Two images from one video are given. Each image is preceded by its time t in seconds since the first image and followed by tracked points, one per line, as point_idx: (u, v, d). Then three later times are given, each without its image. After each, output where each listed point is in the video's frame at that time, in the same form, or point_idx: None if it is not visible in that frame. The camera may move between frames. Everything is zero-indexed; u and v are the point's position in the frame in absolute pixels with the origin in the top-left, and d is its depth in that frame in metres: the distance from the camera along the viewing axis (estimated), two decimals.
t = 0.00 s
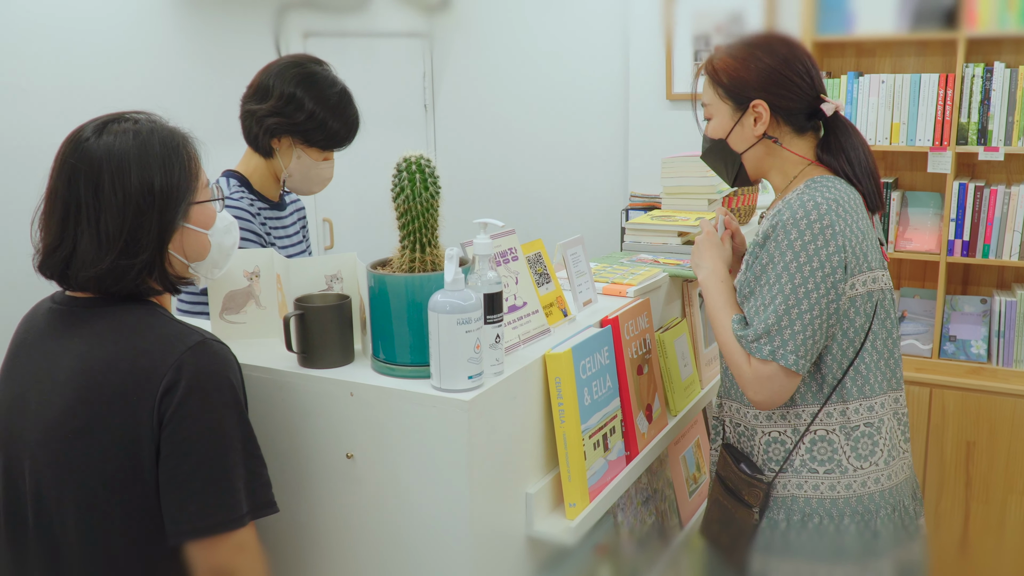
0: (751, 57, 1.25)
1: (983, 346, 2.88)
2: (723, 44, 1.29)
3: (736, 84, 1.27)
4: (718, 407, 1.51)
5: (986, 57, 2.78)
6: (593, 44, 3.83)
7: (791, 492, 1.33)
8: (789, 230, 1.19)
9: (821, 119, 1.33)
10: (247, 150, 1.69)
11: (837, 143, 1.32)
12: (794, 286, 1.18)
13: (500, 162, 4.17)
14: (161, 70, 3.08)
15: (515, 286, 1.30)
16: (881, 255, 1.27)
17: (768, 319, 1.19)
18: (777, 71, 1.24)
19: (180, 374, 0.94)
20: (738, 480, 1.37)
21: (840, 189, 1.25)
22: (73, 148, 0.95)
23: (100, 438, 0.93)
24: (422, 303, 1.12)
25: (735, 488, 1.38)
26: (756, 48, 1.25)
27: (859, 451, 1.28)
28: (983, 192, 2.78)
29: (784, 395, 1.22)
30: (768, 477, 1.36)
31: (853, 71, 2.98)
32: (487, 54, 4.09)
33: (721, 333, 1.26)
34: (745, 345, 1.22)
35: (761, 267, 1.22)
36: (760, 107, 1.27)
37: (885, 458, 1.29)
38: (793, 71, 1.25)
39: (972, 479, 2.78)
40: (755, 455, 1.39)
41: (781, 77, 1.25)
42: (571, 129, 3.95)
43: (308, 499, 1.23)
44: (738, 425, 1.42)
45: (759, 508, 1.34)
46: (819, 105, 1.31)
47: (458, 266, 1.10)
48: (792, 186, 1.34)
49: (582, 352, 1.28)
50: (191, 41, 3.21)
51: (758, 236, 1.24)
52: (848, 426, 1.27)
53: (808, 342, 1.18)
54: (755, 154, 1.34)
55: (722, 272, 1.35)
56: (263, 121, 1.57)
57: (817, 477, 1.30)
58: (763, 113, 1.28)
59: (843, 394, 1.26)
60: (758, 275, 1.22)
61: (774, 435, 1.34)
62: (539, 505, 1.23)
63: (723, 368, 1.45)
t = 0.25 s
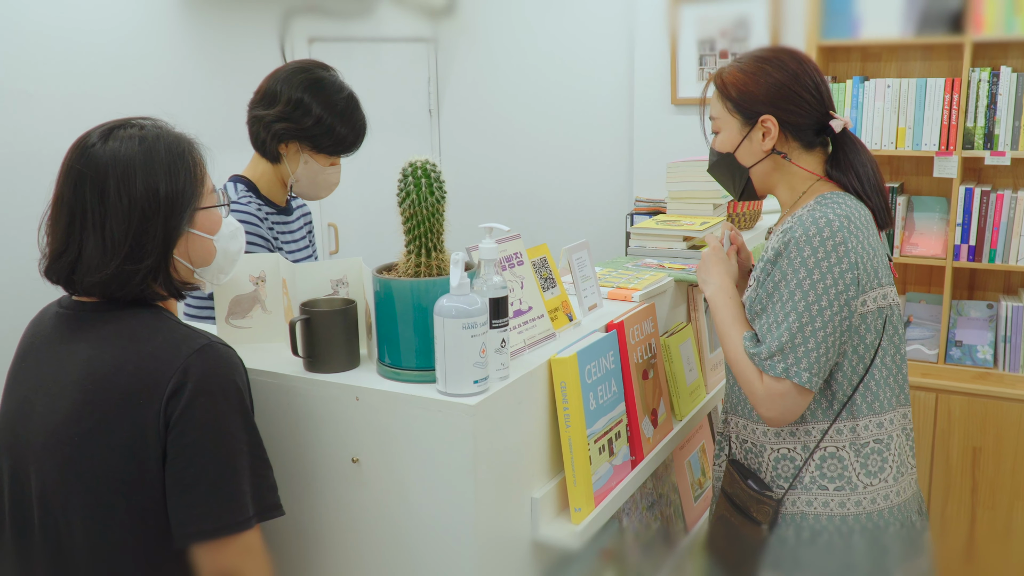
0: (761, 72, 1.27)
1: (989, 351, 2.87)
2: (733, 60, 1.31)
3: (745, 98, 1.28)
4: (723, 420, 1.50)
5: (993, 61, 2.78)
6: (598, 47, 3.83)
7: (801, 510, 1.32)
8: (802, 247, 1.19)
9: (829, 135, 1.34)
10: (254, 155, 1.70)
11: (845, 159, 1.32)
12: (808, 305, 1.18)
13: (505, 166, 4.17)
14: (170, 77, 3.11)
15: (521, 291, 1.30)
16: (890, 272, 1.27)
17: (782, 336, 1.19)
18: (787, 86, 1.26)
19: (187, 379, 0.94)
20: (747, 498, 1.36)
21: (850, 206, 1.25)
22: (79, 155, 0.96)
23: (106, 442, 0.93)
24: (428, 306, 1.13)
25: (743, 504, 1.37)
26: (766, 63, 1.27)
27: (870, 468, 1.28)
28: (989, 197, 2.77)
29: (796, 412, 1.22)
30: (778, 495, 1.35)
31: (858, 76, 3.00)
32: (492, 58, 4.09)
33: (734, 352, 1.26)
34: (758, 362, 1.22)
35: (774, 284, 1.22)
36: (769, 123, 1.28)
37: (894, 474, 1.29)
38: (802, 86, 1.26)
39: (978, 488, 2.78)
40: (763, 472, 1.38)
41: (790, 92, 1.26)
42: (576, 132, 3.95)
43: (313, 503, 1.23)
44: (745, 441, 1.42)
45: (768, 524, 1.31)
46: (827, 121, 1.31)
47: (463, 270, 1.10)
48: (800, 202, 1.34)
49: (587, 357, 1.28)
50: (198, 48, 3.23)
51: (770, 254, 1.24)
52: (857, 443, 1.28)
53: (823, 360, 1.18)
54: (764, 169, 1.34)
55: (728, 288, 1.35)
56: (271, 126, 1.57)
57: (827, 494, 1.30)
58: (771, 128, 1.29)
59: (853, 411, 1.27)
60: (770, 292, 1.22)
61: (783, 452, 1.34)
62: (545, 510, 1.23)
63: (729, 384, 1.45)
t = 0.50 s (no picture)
0: (766, 71, 1.26)
1: (997, 355, 2.86)
2: (738, 60, 1.31)
3: (750, 98, 1.28)
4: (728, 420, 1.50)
5: (1000, 66, 2.78)
6: (604, 51, 3.82)
7: (806, 509, 1.32)
8: (809, 247, 1.19)
9: (835, 134, 1.33)
10: (262, 159, 1.70)
11: (852, 159, 1.31)
12: (816, 304, 1.18)
13: (512, 169, 4.18)
14: (182, 78, 3.00)
15: (527, 294, 1.30)
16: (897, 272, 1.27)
17: (790, 336, 1.18)
18: (792, 85, 1.25)
19: (191, 383, 0.94)
20: (752, 496, 1.35)
21: (857, 206, 1.25)
22: (87, 156, 0.96)
23: (112, 446, 0.93)
24: (434, 311, 1.13)
25: (748, 504, 1.36)
26: (771, 63, 1.27)
27: (876, 467, 1.28)
28: (997, 201, 2.76)
29: (802, 412, 1.21)
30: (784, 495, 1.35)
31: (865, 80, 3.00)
32: (500, 62, 4.11)
33: (739, 351, 1.25)
34: (765, 362, 1.21)
35: (781, 284, 1.21)
36: (774, 122, 1.28)
37: (900, 473, 1.29)
38: (808, 85, 1.26)
39: (985, 488, 2.77)
40: (768, 471, 1.38)
41: (796, 91, 1.26)
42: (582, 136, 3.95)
43: (319, 506, 1.23)
44: (751, 441, 1.41)
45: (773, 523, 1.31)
46: (833, 120, 1.30)
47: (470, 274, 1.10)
48: (807, 202, 1.33)
49: (594, 361, 1.28)
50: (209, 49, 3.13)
51: (777, 254, 1.24)
52: (864, 442, 1.27)
53: (830, 360, 1.18)
54: (769, 168, 1.34)
55: (736, 286, 1.34)
56: (279, 130, 1.58)
57: (833, 493, 1.30)
58: (777, 127, 1.28)
59: (859, 411, 1.26)
60: (778, 292, 1.22)
61: (789, 452, 1.34)
62: (551, 513, 1.23)
63: (735, 384, 1.45)
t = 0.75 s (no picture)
0: (768, 73, 1.27)
1: (1000, 358, 2.86)
2: (740, 61, 1.31)
3: (752, 99, 1.28)
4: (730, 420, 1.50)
5: (1004, 69, 2.77)
6: (609, 53, 3.83)
7: (807, 509, 1.32)
8: (812, 248, 1.19)
9: (838, 135, 1.33)
10: (267, 160, 1.70)
11: (854, 160, 1.31)
12: (818, 305, 1.18)
13: (515, 171, 4.18)
14: (185, 81, 2.99)
15: (531, 296, 1.30)
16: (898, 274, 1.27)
17: (792, 337, 1.18)
18: (794, 86, 1.26)
19: (192, 388, 0.94)
20: (753, 497, 1.36)
21: (858, 206, 1.25)
22: (111, 151, 0.95)
23: (114, 449, 0.93)
24: (438, 313, 1.13)
25: (749, 504, 1.37)
26: (772, 64, 1.27)
27: (877, 468, 1.28)
28: (1001, 204, 2.76)
29: (805, 412, 1.21)
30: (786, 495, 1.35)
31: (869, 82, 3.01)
32: (504, 65, 4.11)
33: (742, 353, 1.25)
34: (767, 363, 1.21)
35: (783, 285, 1.21)
36: (777, 123, 1.28)
37: (902, 474, 1.29)
38: (810, 86, 1.26)
39: (989, 491, 2.76)
40: (770, 472, 1.38)
41: (797, 92, 1.26)
42: (586, 138, 3.95)
43: (321, 509, 1.23)
44: (753, 442, 1.41)
45: (775, 524, 1.32)
46: (835, 121, 1.31)
47: (473, 275, 1.10)
48: (809, 203, 1.33)
49: (597, 363, 1.27)
50: (212, 50, 3.11)
51: (779, 255, 1.24)
52: (865, 443, 1.27)
53: (832, 361, 1.18)
54: (772, 169, 1.34)
55: (738, 287, 1.35)
56: (283, 132, 1.57)
57: (834, 494, 1.30)
58: (780, 129, 1.28)
59: (861, 412, 1.26)
60: (780, 293, 1.22)
61: (791, 452, 1.33)
62: (555, 515, 1.23)
63: (737, 385, 1.45)
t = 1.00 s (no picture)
0: (762, 75, 1.26)
1: (999, 359, 2.86)
2: (734, 64, 1.31)
3: (746, 103, 1.28)
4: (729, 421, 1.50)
5: (1003, 70, 2.77)
6: (608, 55, 3.83)
7: (805, 510, 1.32)
8: (805, 248, 1.19)
9: (832, 137, 1.33)
10: (267, 162, 1.70)
11: (849, 161, 1.31)
12: (811, 305, 1.18)
13: (515, 173, 4.18)
14: (184, 83, 2.99)
15: (530, 298, 1.30)
16: (894, 273, 1.26)
17: (786, 337, 1.18)
18: (788, 89, 1.25)
19: (191, 390, 0.94)
20: (751, 498, 1.35)
21: (852, 206, 1.25)
22: (113, 152, 0.95)
23: (113, 452, 0.93)
24: (437, 315, 1.12)
25: (747, 505, 1.37)
26: (766, 67, 1.27)
27: (874, 468, 1.28)
28: (999, 205, 2.76)
29: (801, 412, 1.21)
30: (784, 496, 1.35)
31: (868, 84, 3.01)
32: (503, 66, 4.11)
33: (738, 353, 1.25)
34: (762, 363, 1.21)
35: (777, 285, 1.22)
36: (772, 127, 1.28)
37: (899, 474, 1.29)
38: (803, 89, 1.26)
39: (988, 492, 2.77)
40: (767, 473, 1.38)
41: (791, 95, 1.26)
42: (585, 139, 3.95)
43: (320, 511, 1.23)
44: (750, 443, 1.41)
45: (772, 525, 1.30)
46: (830, 123, 1.31)
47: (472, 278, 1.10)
48: (803, 204, 1.33)
49: (596, 365, 1.27)
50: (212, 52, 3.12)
51: (773, 255, 1.24)
52: (862, 443, 1.27)
53: (827, 361, 1.18)
54: (767, 173, 1.34)
55: (734, 288, 1.34)
56: (282, 135, 1.57)
57: (831, 494, 1.30)
58: (775, 132, 1.29)
59: (857, 412, 1.26)
60: (774, 294, 1.22)
61: (788, 453, 1.33)
62: (554, 517, 1.23)
63: (735, 387, 1.45)
